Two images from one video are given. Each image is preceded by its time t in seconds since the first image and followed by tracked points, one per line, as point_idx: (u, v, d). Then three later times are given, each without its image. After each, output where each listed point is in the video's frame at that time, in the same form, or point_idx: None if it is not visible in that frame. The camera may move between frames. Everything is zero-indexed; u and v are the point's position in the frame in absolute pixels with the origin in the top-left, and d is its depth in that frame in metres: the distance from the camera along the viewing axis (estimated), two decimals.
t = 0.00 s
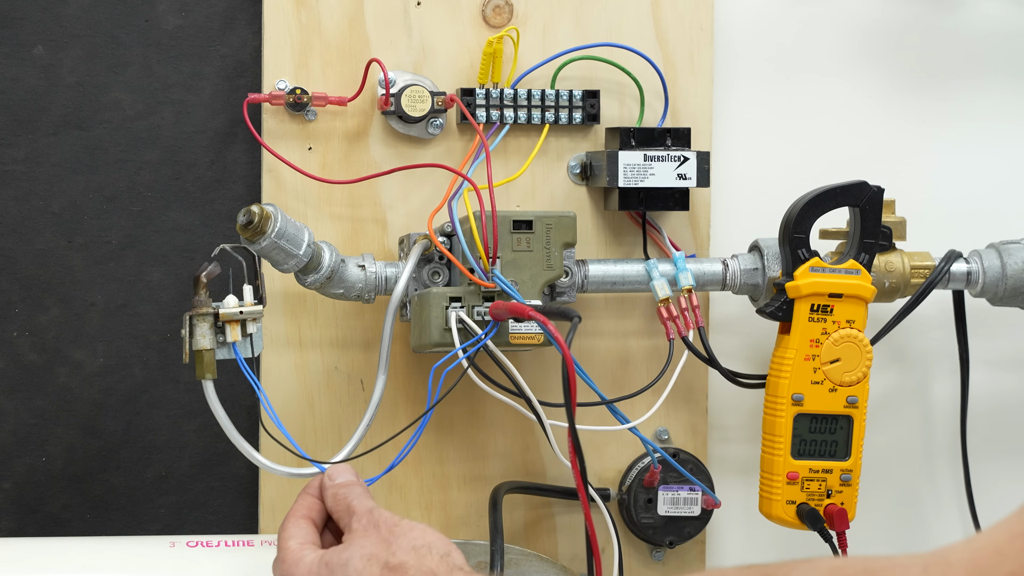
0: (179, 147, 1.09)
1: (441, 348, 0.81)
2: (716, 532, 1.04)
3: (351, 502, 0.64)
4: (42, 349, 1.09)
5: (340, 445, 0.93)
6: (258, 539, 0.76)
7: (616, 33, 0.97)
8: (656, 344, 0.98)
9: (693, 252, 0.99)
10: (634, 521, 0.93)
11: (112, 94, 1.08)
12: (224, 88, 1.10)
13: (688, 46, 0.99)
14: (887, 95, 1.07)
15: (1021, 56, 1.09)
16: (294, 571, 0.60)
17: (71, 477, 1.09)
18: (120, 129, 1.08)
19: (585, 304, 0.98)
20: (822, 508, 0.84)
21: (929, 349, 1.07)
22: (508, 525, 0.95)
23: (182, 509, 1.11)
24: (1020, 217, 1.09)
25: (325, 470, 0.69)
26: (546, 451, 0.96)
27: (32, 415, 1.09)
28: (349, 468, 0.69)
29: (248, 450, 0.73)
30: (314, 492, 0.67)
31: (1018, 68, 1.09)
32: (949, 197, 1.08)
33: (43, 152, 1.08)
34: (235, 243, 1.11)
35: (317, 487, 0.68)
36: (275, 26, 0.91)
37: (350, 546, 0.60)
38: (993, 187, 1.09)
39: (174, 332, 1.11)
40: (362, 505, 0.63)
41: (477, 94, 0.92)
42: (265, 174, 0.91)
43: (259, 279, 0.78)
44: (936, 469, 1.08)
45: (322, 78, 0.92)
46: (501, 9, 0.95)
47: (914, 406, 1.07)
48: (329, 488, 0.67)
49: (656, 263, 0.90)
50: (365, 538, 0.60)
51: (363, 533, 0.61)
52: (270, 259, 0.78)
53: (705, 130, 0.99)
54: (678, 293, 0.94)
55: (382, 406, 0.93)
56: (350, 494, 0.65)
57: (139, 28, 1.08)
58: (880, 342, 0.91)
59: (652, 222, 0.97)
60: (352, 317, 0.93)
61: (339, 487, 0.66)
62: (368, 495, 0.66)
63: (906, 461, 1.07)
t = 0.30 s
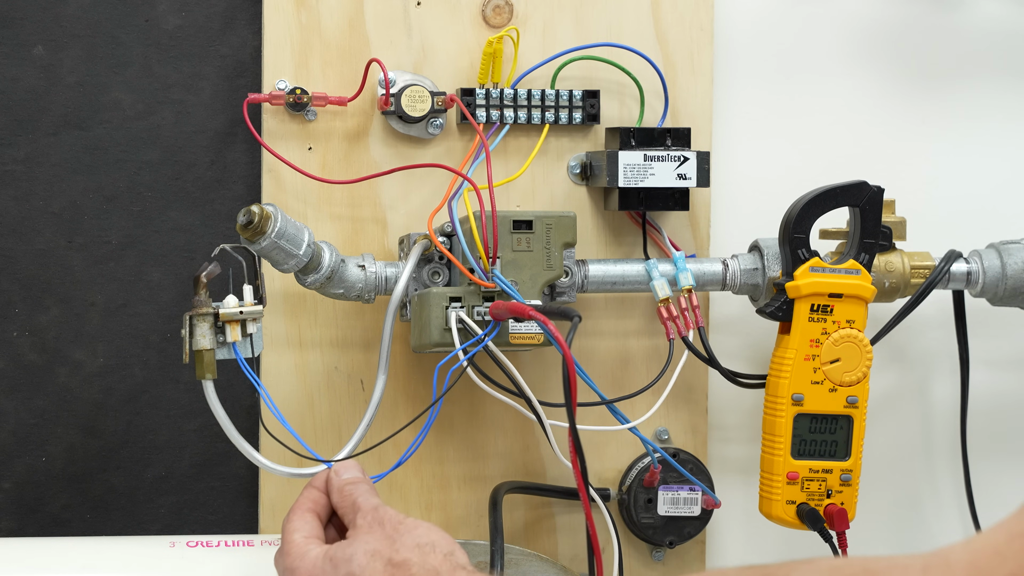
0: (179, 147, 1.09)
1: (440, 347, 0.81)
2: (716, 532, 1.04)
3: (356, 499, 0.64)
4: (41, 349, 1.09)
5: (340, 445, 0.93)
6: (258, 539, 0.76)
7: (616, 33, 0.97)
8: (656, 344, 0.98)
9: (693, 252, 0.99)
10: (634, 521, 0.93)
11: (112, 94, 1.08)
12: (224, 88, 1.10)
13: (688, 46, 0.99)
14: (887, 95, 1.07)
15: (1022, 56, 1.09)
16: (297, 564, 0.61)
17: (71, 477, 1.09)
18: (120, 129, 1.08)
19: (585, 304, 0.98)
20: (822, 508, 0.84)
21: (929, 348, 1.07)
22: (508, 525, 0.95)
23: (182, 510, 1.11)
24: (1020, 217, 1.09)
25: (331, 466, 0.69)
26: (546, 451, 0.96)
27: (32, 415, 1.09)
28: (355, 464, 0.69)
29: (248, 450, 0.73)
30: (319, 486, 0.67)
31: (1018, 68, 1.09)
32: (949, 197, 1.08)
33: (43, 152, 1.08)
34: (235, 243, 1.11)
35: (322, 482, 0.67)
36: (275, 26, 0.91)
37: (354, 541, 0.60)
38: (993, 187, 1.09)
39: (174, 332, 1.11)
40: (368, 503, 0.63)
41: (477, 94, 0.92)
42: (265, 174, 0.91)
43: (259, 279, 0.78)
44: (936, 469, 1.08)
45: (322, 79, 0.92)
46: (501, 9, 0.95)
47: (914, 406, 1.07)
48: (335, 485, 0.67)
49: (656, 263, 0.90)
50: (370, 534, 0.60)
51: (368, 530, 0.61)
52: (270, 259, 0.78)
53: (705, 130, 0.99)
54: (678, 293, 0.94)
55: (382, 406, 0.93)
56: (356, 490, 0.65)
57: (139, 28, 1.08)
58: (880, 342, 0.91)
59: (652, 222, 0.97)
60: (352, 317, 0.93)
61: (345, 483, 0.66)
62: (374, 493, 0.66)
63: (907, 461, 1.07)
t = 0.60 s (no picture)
0: (179, 147, 1.09)
1: (439, 347, 0.81)
2: (716, 532, 1.04)
3: (321, 514, 0.61)
4: (42, 349, 1.09)
5: (340, 445, 0.93)
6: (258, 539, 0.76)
7: (616, 33, 0.97)
8: (656, 344, 0.98)
9: (693, 252, 0.99)
10: (634, 521, 0.93)
11: (112, 94, 1.08)
12: (224, 88, 1.10)
13: (688, 46, 0.99)
14: (887, 95, 1.07)
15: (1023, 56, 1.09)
16: None
17: (70, 477, 1.09)
18: (120, 129, 1.08)
19: (585, 305, 0.98)
20: (822, 508, 0.84)
21: (929, 348, 1.07)
22: (508, 525, 0.96)
23: (183, 509, 1.11)
24: (1020, 217, 1.09)
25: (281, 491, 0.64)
26: (546, 451, 0.96)
27: (32, 415, 1.09)
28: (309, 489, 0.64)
29: (248, 450, 0.73)
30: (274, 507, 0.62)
31: (1018, 68, 1.09)
32: (949, 197, 1.08)
33: (43, 152, 1.08)
34: (235, 243, 1.11)
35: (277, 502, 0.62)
36: (275, 26, 0.91)
37: (335, 550, 0.56)
38: (993, 187, 1.09)
39: (174, 332, 1.11)
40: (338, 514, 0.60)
41: (477, 94, 0.92)
42: (265, 174, 0.91)
43: (259, 279, 0.78)
44: (936, 469, 1.08)
45: (322, 78, 0.92)
46: (501, 9, 0.95)
47: (914, 406, 1.07)
48: (292, 505, 0.62)
49: (656, 263, 0.90)
50: (349, 543, 0.57)
51: (345, 538, 0.58)
52: (270, 259, 0.78)
53: (705, 130, 0.99)
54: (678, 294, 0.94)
55: (382, 406, 0.93)
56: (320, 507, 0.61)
57: (139, 28, 1.08)
58: (880, 342, 0.91)
59: (652, 222, 0.97)
60: (352, 317, 0.93)
61: (304, 503, 0.62)
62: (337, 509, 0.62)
63: (907, 460, 1.07)
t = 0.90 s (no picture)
0: (179, 147, 1.09)
1: (439, 347, 0.81)
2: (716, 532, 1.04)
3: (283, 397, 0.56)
4: (42, 349, 1.09)
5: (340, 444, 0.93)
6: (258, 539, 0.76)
7: (616, 33, 0.97)
8: (656, 344, 0.98)
9: (693, 252, 0.99)
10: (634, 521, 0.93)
11: (112, 93, 1.08)
12: (224, 88, 1.10)
13: (688, 45, 0.99)
14: (886, 95, 1.07)
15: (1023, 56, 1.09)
16: (246, 428, 0.51)
17: (71, 477, 1.09)
18: (120, 129, 1.08)
19: (585, 305, 0.98)
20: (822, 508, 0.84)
21: (928, 348, 1.07)
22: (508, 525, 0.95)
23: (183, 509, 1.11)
24: (1020, 216, 1.09)
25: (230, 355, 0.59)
26: (546, 450, 0.96)
27: (32, 415, 1.09)
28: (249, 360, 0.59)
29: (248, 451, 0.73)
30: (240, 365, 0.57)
31: (1018, 67, 1.09)
32: (949, 197, 1.08)
33: (43, 152, 1.08)
34: (235, 243, 1.11)
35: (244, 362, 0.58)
36: (274, 26, 0.90)
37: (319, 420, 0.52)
38: (994, 187, 1.09)
39: (174, 332, 1.11)
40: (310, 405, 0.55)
41: (477, 94, 0.92)
42: (265, 174, 0.91)
43: (259, 279, 0.78)
44: (936, 470, 1.07)
45: (322, 78, 0.92)
46: (501, 9, 0.95)
47: (914, 406, 1.07)
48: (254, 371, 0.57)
49: (656, 263, 0.90)
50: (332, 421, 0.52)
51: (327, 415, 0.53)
52: (270, 259, 0.78)
53: (705, 130, 0.99)
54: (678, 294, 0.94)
55: (382, 406, 0.93)
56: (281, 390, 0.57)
57: (138, 28, 1.08)
58: (880, 342, 0.91)
59: (652, 222, 0.97)
60: (352, 317, 0.93)
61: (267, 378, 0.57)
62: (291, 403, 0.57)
63: (907, 461, 1.07)
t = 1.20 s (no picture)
0: (179, 147, 1.09)
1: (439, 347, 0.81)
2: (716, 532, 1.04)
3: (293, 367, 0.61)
4: (42, 349, 1.09)
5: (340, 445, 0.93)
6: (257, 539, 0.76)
7: (616, 33, 0.97)
8: (656, 344, 0.98)
9: (693, 252, 0.99)
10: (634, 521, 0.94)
11: (112, 93, 1.08)
12: (223, 88, 1.10)
13: (688, 46, 0.99)
14: (886, 95, 1.07)
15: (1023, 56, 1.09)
16: (256, 379, 0.55)
17: (71, 477, 1.09)
18: (120, 129, 1.08)
19: (585, 305, 0.98)
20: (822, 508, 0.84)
21: (929, 349, 1.07)
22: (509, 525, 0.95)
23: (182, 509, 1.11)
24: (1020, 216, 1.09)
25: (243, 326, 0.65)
26: (546, 451, 0.96)
27: (31, 415, 1.09)
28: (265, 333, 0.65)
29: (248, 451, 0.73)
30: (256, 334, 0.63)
31: (1017, 67, 1.09)
32: (949, 197, 1.08)
33: (43, 152, 1.08)
34: (235, 243, 1.11)
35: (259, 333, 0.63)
36: (275, 26, 0.90)
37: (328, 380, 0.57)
38: (994, 188, 1.09)
39: (174, 332, 1.11)
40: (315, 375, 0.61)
41: (477, 94, 0.92)
42: (265, 174, 0.91)
43: (259, 279, 0.78)
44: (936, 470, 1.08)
45: (322, 78, 0.92)
46: (501, 9, 0.95)
47: (915, 406, 1.07)
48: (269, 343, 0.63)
49: (656, 263, 0.90)
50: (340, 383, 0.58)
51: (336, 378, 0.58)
52: (270, 258, 0.78)
53: (706, 130, 0.99)
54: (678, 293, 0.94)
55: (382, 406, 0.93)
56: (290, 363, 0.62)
57: (139, 28, 1.08)
58: (880, 341, 0.91)
59: (652, 222, 0.97)
60: (352, 317, 0.93)
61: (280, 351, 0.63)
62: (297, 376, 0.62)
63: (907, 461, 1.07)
